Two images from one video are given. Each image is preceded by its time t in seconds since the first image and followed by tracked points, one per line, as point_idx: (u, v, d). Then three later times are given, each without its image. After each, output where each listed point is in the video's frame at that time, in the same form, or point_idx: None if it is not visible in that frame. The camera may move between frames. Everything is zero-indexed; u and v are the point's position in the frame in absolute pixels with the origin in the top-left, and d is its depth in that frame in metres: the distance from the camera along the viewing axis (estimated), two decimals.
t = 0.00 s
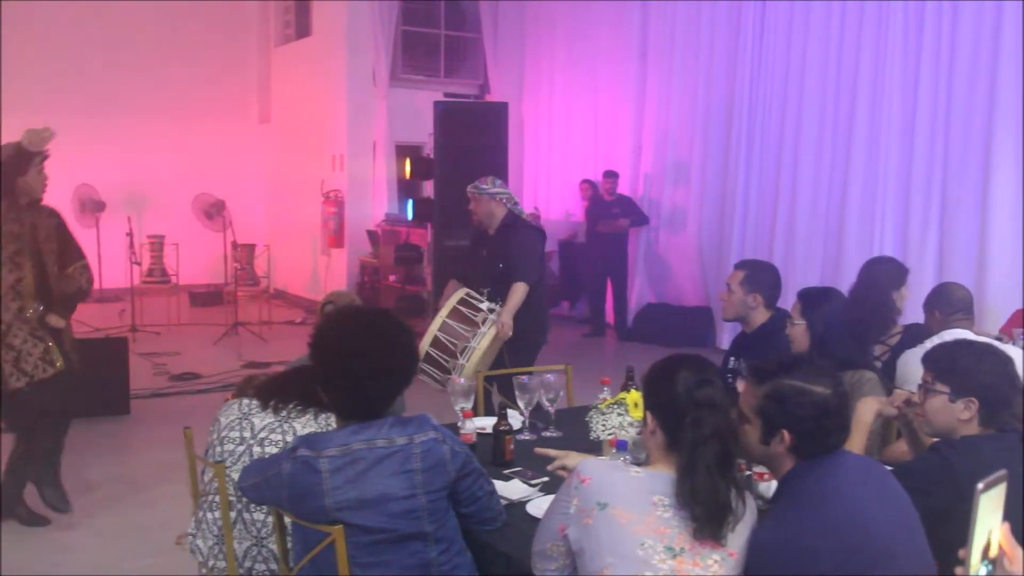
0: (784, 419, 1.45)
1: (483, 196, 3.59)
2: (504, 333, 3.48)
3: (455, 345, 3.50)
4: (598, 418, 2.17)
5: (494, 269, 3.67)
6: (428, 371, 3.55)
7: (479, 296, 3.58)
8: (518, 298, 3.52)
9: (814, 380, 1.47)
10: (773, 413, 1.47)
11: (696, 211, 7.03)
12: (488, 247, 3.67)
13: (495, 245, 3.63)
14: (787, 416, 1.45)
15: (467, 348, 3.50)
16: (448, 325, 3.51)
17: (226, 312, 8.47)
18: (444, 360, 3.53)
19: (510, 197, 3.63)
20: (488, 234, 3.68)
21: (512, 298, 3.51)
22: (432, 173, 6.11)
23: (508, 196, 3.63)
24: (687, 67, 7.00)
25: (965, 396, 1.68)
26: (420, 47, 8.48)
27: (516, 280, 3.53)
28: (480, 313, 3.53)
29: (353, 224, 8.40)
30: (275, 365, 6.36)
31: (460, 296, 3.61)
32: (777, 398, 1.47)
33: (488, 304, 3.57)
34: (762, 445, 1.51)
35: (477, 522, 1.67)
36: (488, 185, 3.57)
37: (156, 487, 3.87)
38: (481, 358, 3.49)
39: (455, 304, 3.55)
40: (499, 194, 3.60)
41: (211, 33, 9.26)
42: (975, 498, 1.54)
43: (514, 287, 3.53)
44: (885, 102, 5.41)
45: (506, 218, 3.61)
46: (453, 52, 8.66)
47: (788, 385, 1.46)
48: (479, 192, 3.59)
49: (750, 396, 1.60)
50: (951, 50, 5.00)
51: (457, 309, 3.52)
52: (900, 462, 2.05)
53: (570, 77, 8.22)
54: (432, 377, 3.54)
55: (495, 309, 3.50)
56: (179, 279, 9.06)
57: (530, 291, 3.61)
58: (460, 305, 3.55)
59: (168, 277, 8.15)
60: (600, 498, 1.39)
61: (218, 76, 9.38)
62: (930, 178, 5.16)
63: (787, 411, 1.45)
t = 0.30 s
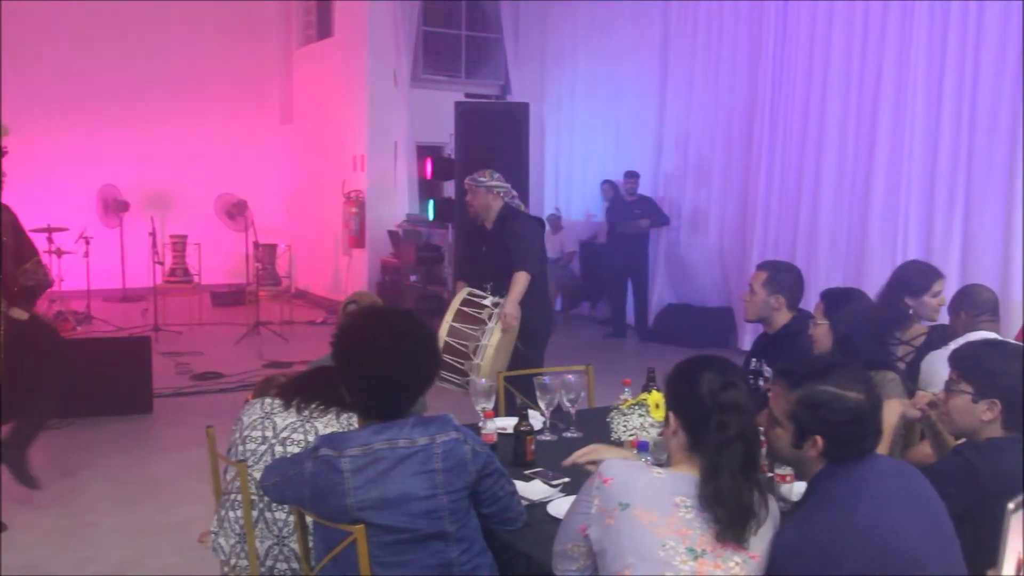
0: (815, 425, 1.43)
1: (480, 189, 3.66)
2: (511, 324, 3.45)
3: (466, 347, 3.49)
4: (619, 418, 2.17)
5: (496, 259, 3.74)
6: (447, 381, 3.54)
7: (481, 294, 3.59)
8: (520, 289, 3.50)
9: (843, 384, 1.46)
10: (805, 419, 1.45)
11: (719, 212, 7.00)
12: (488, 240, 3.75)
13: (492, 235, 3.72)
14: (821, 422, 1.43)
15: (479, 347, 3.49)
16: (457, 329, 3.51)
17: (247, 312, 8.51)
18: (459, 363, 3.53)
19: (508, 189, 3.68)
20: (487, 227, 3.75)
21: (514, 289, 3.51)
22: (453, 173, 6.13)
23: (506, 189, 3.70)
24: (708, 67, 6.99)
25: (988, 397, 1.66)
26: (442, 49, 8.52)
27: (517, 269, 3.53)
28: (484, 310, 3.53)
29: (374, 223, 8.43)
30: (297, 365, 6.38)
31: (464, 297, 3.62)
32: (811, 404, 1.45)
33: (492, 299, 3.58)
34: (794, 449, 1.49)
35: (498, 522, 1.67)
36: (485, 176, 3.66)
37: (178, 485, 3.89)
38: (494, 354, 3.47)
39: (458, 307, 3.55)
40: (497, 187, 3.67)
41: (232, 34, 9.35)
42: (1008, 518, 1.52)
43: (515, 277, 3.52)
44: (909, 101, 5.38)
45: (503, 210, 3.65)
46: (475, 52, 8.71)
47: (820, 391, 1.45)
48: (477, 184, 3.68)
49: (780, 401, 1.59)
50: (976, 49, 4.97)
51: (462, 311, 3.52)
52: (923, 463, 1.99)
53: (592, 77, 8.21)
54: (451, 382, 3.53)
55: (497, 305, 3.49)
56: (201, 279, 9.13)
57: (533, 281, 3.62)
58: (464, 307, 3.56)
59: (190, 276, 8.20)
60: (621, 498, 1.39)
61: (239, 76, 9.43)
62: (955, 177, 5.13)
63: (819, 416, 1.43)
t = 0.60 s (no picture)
0: (849, 429, 1.43)
1: (495, 186, 3.67)
2: (541, 312, 3.49)
3: (497, 334, 3.50)
4: (641, 418, 2.18)
5: (510, 259, 3.72)
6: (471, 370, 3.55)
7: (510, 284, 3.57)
8: (545, 278, 3.55)
9: (874, 387, 1.45)
10: (838, 423, 1.45)
11: (743, 212, 6.96)
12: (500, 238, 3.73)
13: (501, 233, 3.72)
14: (854, 426, 1.42)
15: (509, 334, 3.52)
16: (491, 316, 3.49)
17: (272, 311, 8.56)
18: (486, 351, 3.55)
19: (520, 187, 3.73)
20: (497, 226, 3.73)
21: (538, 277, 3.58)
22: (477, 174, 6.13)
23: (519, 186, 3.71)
24: (734, 68, 6.96)
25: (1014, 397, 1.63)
26: (465, 47, 8.33)
27: (537, 262, 3.62)
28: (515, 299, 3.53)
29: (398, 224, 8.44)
30: (321, 365, 6.40)
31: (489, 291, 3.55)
32: (844, 407, 1.44)
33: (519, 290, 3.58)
34: (825, 453, 1.48)
35: (522, 522, 1.68)
36: (500, 175, 3.68)
37: (203, 483, 3.92)
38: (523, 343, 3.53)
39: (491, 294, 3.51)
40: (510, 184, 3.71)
41: (256, 35, 9.40)
42: None
43: (536, 268, 3.60)
44: (936, 104, 5.34)
45: (514, 209, 3.66)
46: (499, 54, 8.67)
47: (851, 395, 1.44)
48: (490, 182, 3.69)
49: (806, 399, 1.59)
50: (1005, 52, 4.93)
51: (496, 299, 3.50)
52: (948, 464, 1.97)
53: (615, 77, 8.19)
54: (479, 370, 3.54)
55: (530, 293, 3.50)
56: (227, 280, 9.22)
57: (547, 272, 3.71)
58: (495, 295, 3.53)
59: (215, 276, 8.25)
60: (647, 499, 1.39)
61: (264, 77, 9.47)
62: (984, 181, 5.09)
63: (854, 421, 1.42)
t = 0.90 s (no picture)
0: (889, 429, 1.41)
1: (494, 191, 3.58)
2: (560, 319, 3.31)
3: (521, 351, 3.30)
4: (665, 420, 2.17)
5: (512, 265, 3.59)
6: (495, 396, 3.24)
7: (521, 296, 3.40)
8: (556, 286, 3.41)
9: (909, 391, 1.45)
10: (876, 426, 1.44)
11: (767, 213, 6.92)
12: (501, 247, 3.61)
13: (503, 238, 3.60)
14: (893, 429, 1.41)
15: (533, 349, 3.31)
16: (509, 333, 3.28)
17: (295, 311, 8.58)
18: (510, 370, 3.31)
19: (522, 193, 3.60)
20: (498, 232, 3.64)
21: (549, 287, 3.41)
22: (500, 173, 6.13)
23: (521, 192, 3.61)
24: (757, 68, 6.94)
25: None
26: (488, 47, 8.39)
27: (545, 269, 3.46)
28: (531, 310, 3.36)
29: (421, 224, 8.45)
30: (343, 365, 6.41)
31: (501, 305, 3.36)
32: (883, 412, 1.44)
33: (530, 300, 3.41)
34: (861, 458, 1.46)
35: (545, 522, 1.68)
36: (499, 180, 3.58)
37: (226, 482, 3.94)
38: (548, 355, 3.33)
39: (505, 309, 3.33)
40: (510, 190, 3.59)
41: (279, 35, 9.45)
42: None
43: (546, 277, 3.43)
44: (962, 105, 5.30)
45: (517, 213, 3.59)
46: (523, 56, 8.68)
47: (887, 399, 1.45)
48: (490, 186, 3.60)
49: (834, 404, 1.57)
50: None
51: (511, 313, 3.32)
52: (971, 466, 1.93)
53: (639, 79, 8.19)
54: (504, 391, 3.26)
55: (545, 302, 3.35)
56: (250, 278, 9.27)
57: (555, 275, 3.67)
58: (509, 309, 3.34)
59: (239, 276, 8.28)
60: (671, 499, 1.38)
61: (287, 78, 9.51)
62: (1010, 183, 5.06)
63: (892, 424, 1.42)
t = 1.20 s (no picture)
0: (929, 431, 1.36)
1: (485, 196, 3.51)
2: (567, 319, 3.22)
3: (529, 355, 3.24)
4: (684, 421, 2.16)
5: (510, 268, 3.49)
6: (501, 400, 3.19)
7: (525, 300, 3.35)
8: (556, 288, 3.35)
9: (941, 391, 1.39)
10: (911, 428, 1.37)
11: (786, 213, 6.90)
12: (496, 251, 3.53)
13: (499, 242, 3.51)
14: (928, 430, 1.36)
15: (542, 353, 3.28)
16: (518, 336, 3.23)
17: (314, 311, 8.61)
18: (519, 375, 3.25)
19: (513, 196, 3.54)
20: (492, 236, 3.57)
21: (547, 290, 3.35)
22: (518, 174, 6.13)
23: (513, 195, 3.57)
24: (777, 68, 6.91)
25: None
26: (506, 48, 8.53)
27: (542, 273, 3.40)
28: (537, 314, 3.32)
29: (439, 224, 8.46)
30: (362, 365, 6.43)
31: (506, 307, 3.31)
32: (917, 415, 1.37)
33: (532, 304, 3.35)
34: (896, 462, 1.40)
35: (562, 523, 1.68)
36: (490, 184, 3.51)
37: (244, 481, 3.95)
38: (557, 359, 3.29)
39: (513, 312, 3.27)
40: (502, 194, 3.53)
41: (298, 36, 9.49)
42: None
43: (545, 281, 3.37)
44: (984, 107, 5.27)
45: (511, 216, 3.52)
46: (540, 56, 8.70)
47: (923, 400, 1.38)
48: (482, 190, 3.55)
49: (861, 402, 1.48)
50: None
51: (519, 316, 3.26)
52: (995, 468, 1.91)
53: (655, 80, 8.20)
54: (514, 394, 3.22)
55: (549, 304, 3.29)
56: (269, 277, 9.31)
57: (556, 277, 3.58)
58: (516, 312, 3.29)
59: (258, 276, 8.32)
60: (690, 501, 1.38)
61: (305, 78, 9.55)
62: None
63: (927, 425, 1.36)
